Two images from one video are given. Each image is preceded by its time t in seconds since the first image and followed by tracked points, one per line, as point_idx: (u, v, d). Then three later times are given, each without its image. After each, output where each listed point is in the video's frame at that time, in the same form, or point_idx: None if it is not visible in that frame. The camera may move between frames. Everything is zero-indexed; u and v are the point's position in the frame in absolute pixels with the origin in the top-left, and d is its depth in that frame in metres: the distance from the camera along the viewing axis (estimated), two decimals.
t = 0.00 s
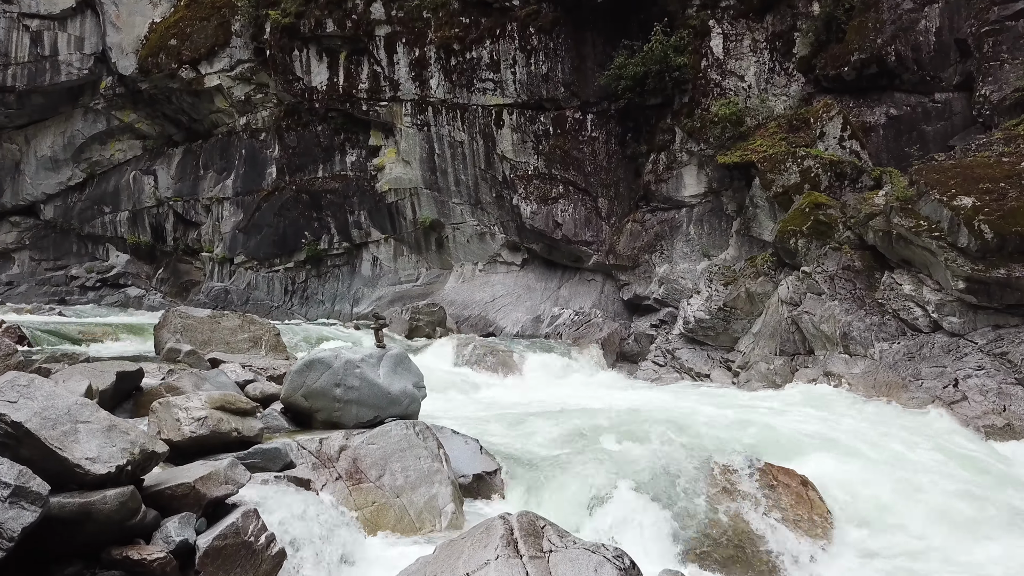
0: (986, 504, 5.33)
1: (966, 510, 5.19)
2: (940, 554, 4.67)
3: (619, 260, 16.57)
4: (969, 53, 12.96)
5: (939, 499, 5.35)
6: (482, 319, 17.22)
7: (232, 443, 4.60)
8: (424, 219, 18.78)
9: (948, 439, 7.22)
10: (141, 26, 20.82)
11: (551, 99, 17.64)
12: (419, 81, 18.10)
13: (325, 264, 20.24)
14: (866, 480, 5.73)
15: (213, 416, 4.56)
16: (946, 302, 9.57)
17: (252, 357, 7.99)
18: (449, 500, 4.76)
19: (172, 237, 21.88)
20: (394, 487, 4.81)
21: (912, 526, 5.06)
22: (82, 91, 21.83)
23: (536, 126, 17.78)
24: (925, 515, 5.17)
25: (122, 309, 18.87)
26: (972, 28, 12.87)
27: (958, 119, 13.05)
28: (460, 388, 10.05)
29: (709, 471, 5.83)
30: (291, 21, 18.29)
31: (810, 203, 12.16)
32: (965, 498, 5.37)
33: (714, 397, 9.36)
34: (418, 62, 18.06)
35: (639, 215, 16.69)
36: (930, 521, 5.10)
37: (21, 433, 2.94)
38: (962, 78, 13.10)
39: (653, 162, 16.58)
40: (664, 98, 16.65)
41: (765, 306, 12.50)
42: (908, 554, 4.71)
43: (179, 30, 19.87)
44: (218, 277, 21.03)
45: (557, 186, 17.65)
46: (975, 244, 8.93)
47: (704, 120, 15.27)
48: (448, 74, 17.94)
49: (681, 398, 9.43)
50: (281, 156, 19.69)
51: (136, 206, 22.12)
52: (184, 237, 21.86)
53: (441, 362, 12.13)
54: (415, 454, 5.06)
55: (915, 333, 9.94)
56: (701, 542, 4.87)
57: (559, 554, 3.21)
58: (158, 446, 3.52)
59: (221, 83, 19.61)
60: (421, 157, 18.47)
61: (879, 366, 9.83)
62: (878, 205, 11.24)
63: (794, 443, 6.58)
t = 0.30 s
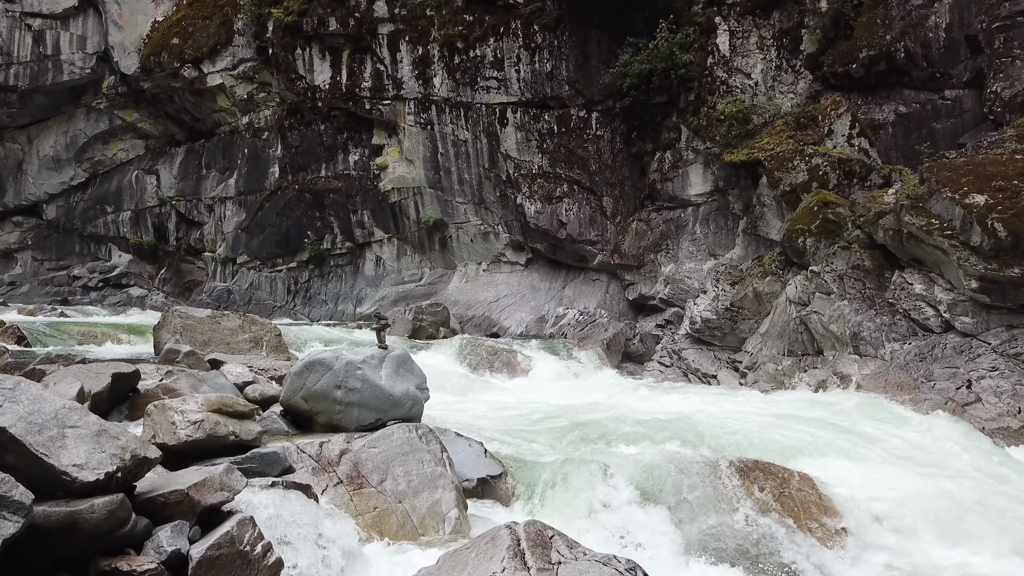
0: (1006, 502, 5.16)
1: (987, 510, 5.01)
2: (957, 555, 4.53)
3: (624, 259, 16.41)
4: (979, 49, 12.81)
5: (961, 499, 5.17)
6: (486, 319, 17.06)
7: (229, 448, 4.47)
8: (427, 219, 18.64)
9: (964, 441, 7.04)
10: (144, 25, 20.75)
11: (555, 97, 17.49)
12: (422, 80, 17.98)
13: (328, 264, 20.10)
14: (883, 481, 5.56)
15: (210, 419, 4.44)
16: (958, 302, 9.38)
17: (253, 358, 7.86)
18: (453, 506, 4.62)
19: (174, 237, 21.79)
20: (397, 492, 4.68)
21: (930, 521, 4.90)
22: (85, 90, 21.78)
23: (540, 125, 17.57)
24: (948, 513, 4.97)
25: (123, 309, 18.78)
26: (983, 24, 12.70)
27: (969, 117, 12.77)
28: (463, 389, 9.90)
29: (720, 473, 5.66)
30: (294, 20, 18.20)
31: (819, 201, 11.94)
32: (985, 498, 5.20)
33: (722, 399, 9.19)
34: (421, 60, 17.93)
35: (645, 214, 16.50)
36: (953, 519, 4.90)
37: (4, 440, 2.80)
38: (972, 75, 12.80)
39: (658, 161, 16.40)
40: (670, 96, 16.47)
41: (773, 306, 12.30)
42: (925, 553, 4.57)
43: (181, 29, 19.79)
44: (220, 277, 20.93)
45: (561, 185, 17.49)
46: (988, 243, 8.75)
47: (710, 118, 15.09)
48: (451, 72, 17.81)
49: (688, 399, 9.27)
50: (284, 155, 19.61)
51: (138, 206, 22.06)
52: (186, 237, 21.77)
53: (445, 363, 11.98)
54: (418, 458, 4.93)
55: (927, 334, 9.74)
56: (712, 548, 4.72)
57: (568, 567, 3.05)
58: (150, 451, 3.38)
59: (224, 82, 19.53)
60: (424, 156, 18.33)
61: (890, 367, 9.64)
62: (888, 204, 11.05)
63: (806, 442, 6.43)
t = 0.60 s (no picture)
0: None
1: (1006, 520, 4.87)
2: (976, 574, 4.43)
3: (629, 259, 16.23)
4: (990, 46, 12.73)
5: (979, 512, 5.01)
6: (490, 319, 16.90)
7: (225, 452, 4.33)
8: (430, 218, 18.48)
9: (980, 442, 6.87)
10: (145, 23, 20.63)
11: (559, 95, 17.33)
12: (425, 78, 17.85)
13: (330, 264, 19.96)
14: (901, 488, 5.38)
15: (205, 423, 4.29)
16: (971, 302, 9.19)
17: (253, 359, 7.74)
18: (456, 511, 4.47)
19: (176, 237, 21.70)
20: (398, 498, 4.52)
21: (938, 535, 4.82)
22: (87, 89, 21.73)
23: (544, 123, 17.46)
24: (961, 531, 4.84)
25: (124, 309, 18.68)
26: (993, 20, 12.53)
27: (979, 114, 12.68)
28: (466, 390, 9.75)
29: (732, 474, 5.47)
30: (296, 18, 18.09)
31: (827, 199, 11.71)
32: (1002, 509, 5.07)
33: (730, 400, 9.01)
34: (424, 58, 17.80)
35: (650, 213, 16.31)
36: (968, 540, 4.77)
37: None
38: (983, 72, 12.77)
39: (663, 159, 16.19)
40: (675, 93, 16.27)
41: (780, 306, 12.09)
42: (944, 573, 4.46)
43: (183, 27, 19.70)
44: (222, 277, 20.82)
45: (566, 184, 17.34)
46: (1001, 241, 8.58)
47: (716, 116, 14.88)
48: (455, 70, 17.66)
49: (695, 401, 9.10)
50: (286, 154, 19.51)
51: (140, 206, 21.98)
52: (188, 237, 21.67)
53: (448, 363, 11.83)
54: (419, 462, 4.78)
55: (939, 334, 9.55)
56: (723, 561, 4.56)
57: None
58: (139, 458, 3.22)
59: (226, 80, 19.42)
60: (428, 155, 18.20)
61: (901, 368, 9.44)
62: (898, 202, 10.85)
63: (817, 447, 6.26)
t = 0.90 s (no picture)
0: None
1: None
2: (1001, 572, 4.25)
3: (633, 258, 16.04)
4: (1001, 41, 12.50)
5: (1001, 513, 4.82)
6: (492, 320, 16.74)
7: (218, 458, 4.18)
8: (432, 217, 18.33)
9: (995, 442, 6.68)
10: (145, 22, 20.51)
11: (563, 93, 17.16)
12: (427, 76, 17.70)
13: (332, 264, 19.81)
14: (918, 492, 5.21)
15: (197, 427, 4.14)
16: (983, 302, 9.00)
17: (251, 360, 7.60)
18: (457, 519, 4.31)
19: (177, 237, 21.60)
20: (398, 504, 4.37)
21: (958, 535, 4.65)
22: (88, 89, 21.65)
23: (547, 121, 17.30)
24: (981, 532, 4.65)
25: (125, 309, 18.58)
26: (1004, 15, 12.33)
27: (990, 110, 12.47)
28: (468, 392, 9.60)
29: (742, 479, 5.30)
30: (297, 16, 17.98)
31: (835, 198, 11.52)
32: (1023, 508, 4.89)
33: (738, 402, 8.83)
34: (426, 56, 17.66)
35: (654, 212, 16.11)
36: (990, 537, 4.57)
37: None
38: (993, 68, 12.53)
39: (668, 158, 15.98)
40: (680, 91, 16.05)
41: (787, 306, 11.87)
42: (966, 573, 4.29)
43: (184, 26, 19.59)
44: (223, 277, 20.70)
45: (569, 183, 17.17)
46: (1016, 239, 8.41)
47: (722, 114, 14.68)
48: (457, 69, 17.52)
49: (701, 403, 8.93)
50: (288, 153, 19.39)
51: (141, 205, 21.90)
52: (190, 237, 21.57)
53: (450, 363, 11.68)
54: (420, 467, 4.62)
55: (950, 335, 9.35)
56: (733, 567, 4.39)
57: None
58: (123, 467, 3.07)
59: (227, 79, 19.32)
60: (430, 154, 18.06)
61: (912, 369, 9.21)
62: (908, 200, 10.64)
63: (830, 450, 6.08)
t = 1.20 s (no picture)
0: None
1: None
2: None
3: (637, 258, 15.85)
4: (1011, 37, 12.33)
5: None
6: (495, 320, 16.57)
7: (210, 464, 4.02)
8: (434, 217, 18.17)
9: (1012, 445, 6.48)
10: (146, 20, 20.38)
11: (566, 91, 16.97)
12: (429, 74, 17.54)
13: (333, 264, 19.64)
14: (938, 497, 5.00)
15: (188, 432, 3.99)
16: (996, 302, 8.80)
17: (249, 362, 7.45)
18: (459, 526, 4.13)
19: (178, 237, 21.50)
20: (398, 511, 4.21)
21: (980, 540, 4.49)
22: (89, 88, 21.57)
23: (550, 119, 17.10)
24: (1005, 536, 4.47)
25: (125, 309, 18.46)
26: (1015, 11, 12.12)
27: (1000, 108, 12.28)
28: (471, 395, 9.42)
29: (753, 485, 5.12)
30: (298, 13, 17.86)
31: (843, 196, 11.29)
32: None
33: (745, 405, 8.63)
34: (428, 54, 17.49)
35: (659, 211, 15.91)
36: (1015, 548, 4.37)
37: None
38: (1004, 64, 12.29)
39: (673, 156, 15.77)
40: (685, 89, 15.84)
41: (794, 306, 11.60)
42: None
43: (185, 24, 19.48)
44: (224, 277, 20.56)
45: (573, 181, 17.01)
46: None
47: (727, 111, 14.46)
48: (459, 66, 17.36)
49: (708, 405, 8.75)
50: (289, 152, 19.27)
51: (142, 205, 21.80)
52: (191, 237, 21.46)
53: (453, 364, 11.53)
54: (420, 473, 4.46)
55: (962, 335, 9.13)
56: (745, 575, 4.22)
57: None
58: (106, 476, 2.92)
59: (227, 78, 19.20)
60: (432, 152, 17.90)
61: (924, 370, 8.95)
62: (919, 198, 10.44)
63: (843, 454, 5.90)
